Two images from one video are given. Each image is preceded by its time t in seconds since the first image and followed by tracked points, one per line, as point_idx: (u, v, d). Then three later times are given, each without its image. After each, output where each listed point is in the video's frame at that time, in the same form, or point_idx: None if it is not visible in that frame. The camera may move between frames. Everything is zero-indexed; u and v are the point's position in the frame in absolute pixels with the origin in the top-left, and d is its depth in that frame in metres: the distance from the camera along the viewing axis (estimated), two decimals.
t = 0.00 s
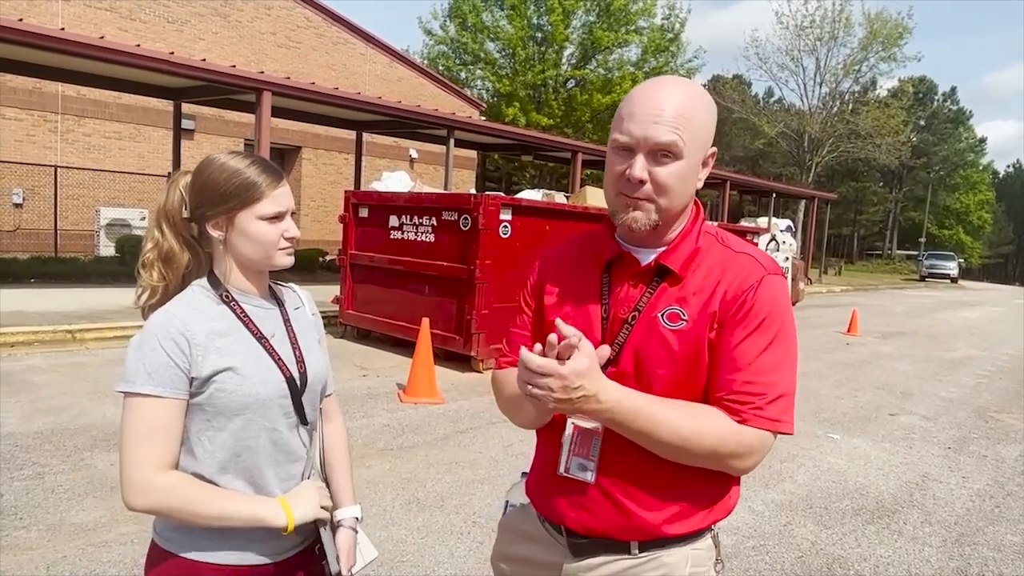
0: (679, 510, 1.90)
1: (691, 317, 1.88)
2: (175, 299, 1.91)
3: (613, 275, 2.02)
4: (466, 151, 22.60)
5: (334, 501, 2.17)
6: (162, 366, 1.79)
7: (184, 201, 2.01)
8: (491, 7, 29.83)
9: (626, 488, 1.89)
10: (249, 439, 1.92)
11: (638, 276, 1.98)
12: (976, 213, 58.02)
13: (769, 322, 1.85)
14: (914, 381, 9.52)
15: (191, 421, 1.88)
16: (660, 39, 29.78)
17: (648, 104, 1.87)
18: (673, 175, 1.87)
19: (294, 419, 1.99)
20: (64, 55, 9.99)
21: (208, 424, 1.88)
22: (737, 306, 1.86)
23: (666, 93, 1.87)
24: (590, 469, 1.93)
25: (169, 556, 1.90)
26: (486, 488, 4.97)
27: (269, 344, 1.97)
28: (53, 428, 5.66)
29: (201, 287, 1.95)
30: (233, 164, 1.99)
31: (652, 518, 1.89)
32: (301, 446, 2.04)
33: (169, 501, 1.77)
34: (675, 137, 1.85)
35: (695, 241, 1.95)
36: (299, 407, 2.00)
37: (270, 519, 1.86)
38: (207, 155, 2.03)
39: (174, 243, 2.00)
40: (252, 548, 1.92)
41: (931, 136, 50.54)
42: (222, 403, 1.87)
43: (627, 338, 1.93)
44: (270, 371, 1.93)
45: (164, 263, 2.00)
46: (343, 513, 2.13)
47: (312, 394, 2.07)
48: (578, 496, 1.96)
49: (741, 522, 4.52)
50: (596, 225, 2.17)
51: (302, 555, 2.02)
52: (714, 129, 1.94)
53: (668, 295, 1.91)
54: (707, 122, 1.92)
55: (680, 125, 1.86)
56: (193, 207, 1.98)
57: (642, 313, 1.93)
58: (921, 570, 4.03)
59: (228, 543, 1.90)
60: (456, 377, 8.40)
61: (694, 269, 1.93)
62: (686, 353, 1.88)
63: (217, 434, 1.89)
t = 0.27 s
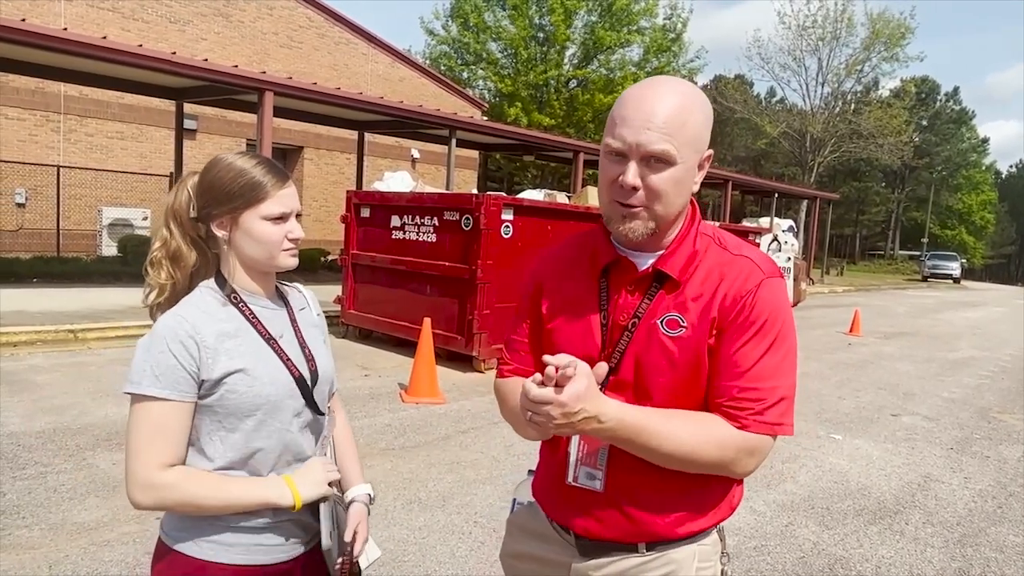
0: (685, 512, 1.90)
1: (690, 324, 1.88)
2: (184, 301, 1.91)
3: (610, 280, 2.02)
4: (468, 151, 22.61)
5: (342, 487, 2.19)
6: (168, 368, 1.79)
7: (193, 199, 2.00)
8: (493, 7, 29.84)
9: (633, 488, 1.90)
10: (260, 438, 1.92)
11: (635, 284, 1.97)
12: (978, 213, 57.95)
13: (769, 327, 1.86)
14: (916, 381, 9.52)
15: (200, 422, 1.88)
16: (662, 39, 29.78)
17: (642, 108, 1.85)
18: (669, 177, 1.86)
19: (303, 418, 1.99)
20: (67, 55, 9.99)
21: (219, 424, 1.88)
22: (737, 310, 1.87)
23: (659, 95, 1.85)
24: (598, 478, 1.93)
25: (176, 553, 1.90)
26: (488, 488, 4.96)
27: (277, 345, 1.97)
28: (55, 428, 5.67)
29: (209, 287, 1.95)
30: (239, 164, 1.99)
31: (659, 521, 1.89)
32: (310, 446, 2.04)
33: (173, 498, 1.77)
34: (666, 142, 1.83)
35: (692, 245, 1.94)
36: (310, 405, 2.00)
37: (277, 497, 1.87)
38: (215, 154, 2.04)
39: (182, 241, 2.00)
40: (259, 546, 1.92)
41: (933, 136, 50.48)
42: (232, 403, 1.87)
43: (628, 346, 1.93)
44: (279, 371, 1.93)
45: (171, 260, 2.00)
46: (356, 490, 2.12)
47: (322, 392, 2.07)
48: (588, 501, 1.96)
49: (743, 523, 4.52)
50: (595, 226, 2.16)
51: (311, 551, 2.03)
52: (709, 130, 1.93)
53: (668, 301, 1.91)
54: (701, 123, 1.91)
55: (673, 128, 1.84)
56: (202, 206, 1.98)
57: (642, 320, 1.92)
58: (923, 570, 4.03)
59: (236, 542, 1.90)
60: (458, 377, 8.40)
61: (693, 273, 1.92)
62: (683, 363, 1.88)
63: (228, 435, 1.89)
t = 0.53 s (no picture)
0: (688, 511, 1.90)
1: (693, 321, 1.88)
2: (188, 298, 1.91)
3: (613, 278, 2.02)
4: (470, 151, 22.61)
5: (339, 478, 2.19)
6: (169, 365, 1.79)
7: (201, 197, 2.01)
8: (495, 7, 29.85)
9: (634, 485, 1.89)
10: (263, 436, 1.92)
11: (635, 279, 1.97)
12: (981, 213, 57.86)
13: (772, 324, 1.86)
14: (919, 381, 9.51)
15: (202, 420, 1.88)
16: (664, 39, 29.79)
17: (636, 106, 1.86)
18: (668, 175, 1.86)
19: (307, 416, 1.99)
20: (69, 55, 10.00)
21: (221, 422, 1.89)
22: (739, 308, 1.87)
23: (654, 94, 1.86)
24: (600, 476, 1.93)
25: (178, 550, 1.91)
26: (489, 488, 4.96)
27: (282, 344, 1.97)
28: (57, 427, 5.67)
29: (214, 285, 1.95)
30: (245, 164, 2.00)
31: (663, 520, 1.89)
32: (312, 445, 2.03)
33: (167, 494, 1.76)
34: (661, 142, 1.84)
35: (691, 242, 1.95)
36: (313, 404, 2.00)
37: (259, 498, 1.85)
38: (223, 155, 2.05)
39: (190, 241, 2.00)
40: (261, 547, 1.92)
41: (935, 136, 50.46)
42: (234, 400, 1.88)
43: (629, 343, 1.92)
44: (282, 369, 1.93)
45: (178, 259, 2.00)
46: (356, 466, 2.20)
47: (326, 391, 2.07)
48: (591, 502, 1.96)
49: (745, 523, 4.51)
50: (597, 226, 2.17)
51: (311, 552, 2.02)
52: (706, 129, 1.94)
53: (669, 298, 1.91)
54: (697, 122, 1.91)
55: (670, 128, 1.85)
56: (209, 206, 1.98)
57: (642, 316, 1.92)
58: (925, 571, 4.02)
59: (240, 541, 1.90)
60: (460, 377, 8.40)
61: (693, 271, 1.93)
62: (686, 360, 1.87)
63: (231, 432, 1.90)
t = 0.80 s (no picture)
0: (691, 509, 1.91)
1: (705, 316, 1.88)
2: (190, 298, 1.92)
3: (618, 272, 2.01)
4: (472, 151, 22.61)
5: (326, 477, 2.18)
6: (165, 364, 1.80)
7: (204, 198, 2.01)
8: (498, 8, 29.85)
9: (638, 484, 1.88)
10: (258, 439, 1.91)
11: (641, 272, 1.98)
12: (984, 214, 57.79)
13: (787, 319, 1.88)
14: (922, 382, 9.49)
15: (199, 420, 1.89)
16: (666, 40, 29.79)
17: (638, 100, 1.87)
18: (669, 172, 1.87)
19: (304, 420, 1.98)
20: (71, 56, 10.00)
21: (217, 422, 1.89)
22: (755, 304, 1.87)
23: (654, 95, 1.86)
24: (606, 469, 1.87)
25: (173, 548, 1.92)
26: (491, 488, 4.96)
27: (281, 346, 1.96)
28: (60, 427, 5.68)
29: (217, 286, 1.96)
30: (249, 165, 2.00)
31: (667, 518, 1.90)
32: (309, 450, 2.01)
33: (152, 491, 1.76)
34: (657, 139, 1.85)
35: (695, 237, 1.96)
36: (311, 408, 1.99)
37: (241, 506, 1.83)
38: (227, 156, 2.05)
39: (192, 241, 2.00)
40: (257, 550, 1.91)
41: (938, 136, 50.40)
42: (230, 401, 1.87)
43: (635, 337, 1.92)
44: (279, 371, 1.93)
45: (183, 259, 2.00)
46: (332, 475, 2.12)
47: (325, 393, 2.08)
48: (595, 503, 1.94)
49: (747, 523, 4.51)
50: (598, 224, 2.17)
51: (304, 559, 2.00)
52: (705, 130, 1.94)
53: (677, 294, 1.91)
54: (696, 122, 1.91)
55: (667, 127, 1.85)
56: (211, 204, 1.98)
57: (648, 309, 1.91)
58: (928, 572, 4.01)
59: (235, 542, 1.89)
60: (462, 377, 8.40)
61: (698, 266, 1.94)
62: (706, 352, 1.86)
63: (227, 432, 1.89)
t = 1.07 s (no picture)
0: (693, 510, 1.91)
1: (711, 319, 1.87)
2: (187, 297, 1.92)
3: (622, 269, 2.01)
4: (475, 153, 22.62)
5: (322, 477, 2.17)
6: (155, 361, 1.79)
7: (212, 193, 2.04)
8: (500, 9, 29.88)
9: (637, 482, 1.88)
10: (247, 441, 1.91)
11: (646, 271, 1.97)
12: (987, 214, 57.66)
13: (791, 325, 1.89)
14: (925, 384, 9.46)
15: (191, 419, 1.89)
16: (669, 41, 29.81)
17: (616, 98, 1.92)
18: (639, 170, 1.87)
19: (299, 422, 1.98)
20: (75, 57, 10.02)
21: (208, 421, 1.89)
22: (762, 310, 1.87)
23: (635, 93, 1.89)
24: (610, 467, 1.88)
25: (166, 547, 1.93)
26: (494, 490, 4.95)
27: (275, 348, 1.96)
28: (63, 428, 5.69)
29: (213, 286, 1.96)
30: (252, 164, 2.02)
31: (670, 519, 1.89)
32: (304, 451, 2.01)
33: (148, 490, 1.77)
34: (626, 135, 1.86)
35: (701, 241, 1.96)
36: (306, 410, 1.99)
37: (238, 506, 1.83)
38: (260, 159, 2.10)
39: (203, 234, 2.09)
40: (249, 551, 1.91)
41: (941, 137, 50.35)
42: (222, 401, 1.87)
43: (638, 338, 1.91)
44: (273, 372, 1.93)
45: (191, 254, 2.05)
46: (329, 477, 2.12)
47: (321, 396, 2.07)
48: (595, 502, 1.93)
49: (750, 525, 4.50)
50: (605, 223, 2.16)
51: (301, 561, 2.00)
52: (700, 131, 1.90)
53: (682, 295, 1.90)
54: (689, 123, 1.89)
55: (645, 125, 1.85)
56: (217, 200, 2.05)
57: (650, 310, 1.91)
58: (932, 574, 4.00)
59: (227, 543, 1.89)
60: (464, 379, 8.40)
61: (703, 268, 1.93)
62: (711, 356, 1.86)
63: (217, 432, 1.89)
